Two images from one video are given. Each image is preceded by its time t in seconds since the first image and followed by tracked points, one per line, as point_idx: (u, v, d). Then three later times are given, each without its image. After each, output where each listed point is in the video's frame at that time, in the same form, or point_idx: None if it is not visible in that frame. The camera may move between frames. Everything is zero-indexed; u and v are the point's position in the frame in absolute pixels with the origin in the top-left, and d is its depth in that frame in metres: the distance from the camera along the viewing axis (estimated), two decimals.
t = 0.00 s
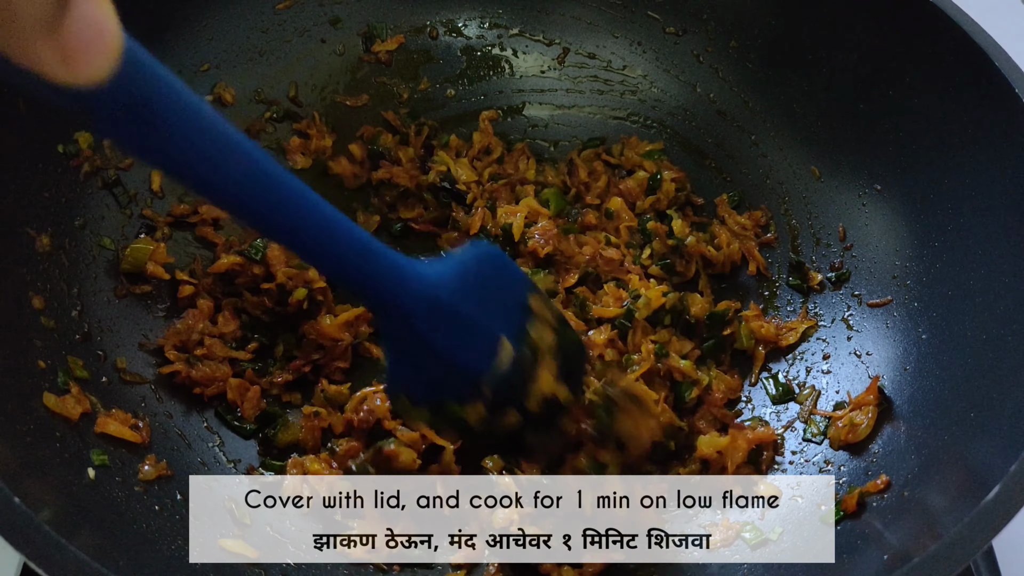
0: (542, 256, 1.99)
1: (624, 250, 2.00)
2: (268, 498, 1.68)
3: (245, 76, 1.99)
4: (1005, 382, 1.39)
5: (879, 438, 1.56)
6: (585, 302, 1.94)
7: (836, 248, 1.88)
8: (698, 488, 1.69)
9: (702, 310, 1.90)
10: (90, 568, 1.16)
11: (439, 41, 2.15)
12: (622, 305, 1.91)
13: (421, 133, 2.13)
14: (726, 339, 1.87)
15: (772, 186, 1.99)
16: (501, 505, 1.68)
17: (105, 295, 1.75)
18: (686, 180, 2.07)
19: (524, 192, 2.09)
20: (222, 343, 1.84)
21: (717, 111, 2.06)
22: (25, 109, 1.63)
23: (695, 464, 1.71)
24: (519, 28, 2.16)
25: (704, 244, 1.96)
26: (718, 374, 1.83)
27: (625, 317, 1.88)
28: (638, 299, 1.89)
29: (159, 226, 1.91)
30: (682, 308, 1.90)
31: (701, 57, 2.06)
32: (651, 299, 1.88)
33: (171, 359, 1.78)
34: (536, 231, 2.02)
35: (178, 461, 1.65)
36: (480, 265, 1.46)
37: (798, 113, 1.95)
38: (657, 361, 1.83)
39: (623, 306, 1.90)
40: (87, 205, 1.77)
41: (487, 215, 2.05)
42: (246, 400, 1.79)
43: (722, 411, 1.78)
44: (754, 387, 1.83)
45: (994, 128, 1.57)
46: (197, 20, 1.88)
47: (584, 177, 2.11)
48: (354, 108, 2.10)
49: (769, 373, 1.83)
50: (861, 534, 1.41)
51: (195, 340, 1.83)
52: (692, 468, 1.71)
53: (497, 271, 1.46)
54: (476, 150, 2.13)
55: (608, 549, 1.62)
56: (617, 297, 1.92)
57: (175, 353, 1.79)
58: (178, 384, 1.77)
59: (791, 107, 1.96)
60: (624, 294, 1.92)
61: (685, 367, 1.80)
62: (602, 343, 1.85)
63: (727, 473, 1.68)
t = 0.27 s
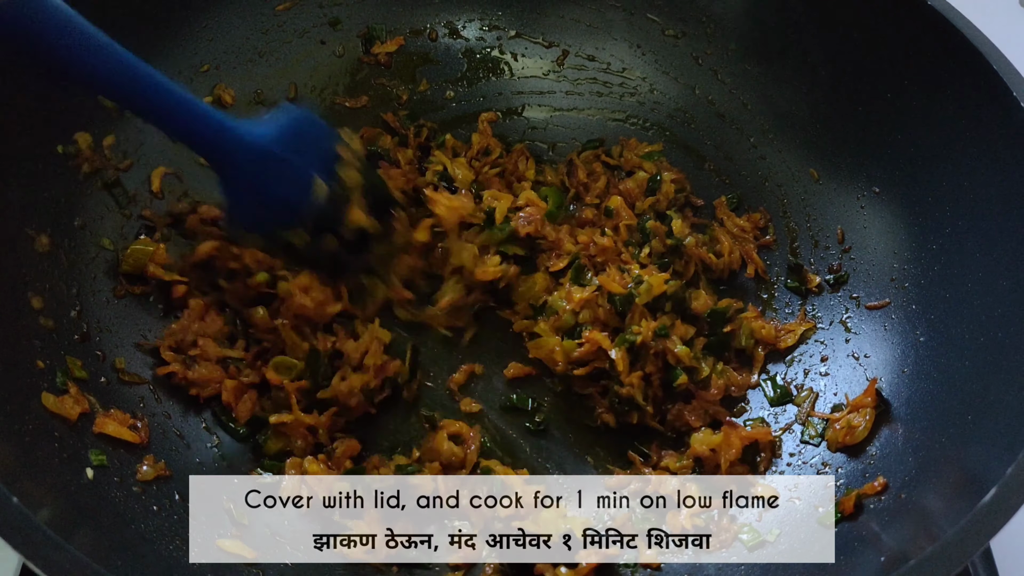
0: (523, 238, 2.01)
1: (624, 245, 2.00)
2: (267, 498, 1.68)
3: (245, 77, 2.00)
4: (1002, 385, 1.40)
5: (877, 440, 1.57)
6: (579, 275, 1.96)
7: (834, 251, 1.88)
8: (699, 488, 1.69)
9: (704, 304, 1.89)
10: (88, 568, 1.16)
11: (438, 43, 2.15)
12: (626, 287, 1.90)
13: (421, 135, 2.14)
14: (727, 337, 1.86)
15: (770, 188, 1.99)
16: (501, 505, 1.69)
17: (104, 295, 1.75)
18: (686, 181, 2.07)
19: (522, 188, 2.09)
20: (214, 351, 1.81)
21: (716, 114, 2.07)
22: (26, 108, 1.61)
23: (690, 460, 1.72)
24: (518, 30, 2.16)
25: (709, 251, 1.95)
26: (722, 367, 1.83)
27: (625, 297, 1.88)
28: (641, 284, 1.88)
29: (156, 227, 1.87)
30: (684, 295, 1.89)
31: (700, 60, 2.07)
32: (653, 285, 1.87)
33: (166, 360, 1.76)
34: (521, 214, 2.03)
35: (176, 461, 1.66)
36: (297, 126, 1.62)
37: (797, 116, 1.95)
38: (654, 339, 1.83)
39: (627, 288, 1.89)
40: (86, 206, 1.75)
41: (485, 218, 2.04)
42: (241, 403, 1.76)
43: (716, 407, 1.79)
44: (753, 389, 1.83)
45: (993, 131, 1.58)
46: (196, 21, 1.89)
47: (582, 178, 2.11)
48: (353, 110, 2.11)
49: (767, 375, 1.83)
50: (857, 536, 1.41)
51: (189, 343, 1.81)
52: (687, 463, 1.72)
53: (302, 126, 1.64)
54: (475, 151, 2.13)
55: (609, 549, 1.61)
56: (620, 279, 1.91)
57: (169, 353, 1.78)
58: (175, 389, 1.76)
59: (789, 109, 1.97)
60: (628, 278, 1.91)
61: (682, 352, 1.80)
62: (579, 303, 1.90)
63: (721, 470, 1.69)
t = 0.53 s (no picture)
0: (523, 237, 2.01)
1: (623, 244, 2.00)
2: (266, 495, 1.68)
3: (245, 75, 2.00)
4: (999, 385, 1.41)
5: (876, 440, 1.57)
6: (577, 275, 1.97)
7: (834, 251, 1.88)
8: (696, 487, 1.68)
9: (703, 305, 1.88)
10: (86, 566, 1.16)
11: (439, 42, 2.15)
12: (625, 287, 1.90)
13: (421, 133, 2.14)
14: (727, 336, 1.86)
15: (770, 189, 1.99)
16: (500, 505, 1.69)
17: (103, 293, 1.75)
18: (686, 182, 2.06)
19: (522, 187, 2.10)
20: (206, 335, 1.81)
21: (715, 114, 2.07)
22: (26, 106, 1.61)
23: (688, 459, 1.71)
24: (518, 29, 2.16)
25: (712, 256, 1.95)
26: (721, 367, 1.83)
27: (624, 296, 1.88)
28: (640, 284, 1.87)
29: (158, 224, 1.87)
30: (681, 295, 1.88)
31: (700, 60, 2.07)
32: (652, 285, 1.86)
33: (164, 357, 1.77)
34: (521, 213, 2.03)
35: (174, 459, 1.66)
36: (228, 223, 1.53)
37: (797, 116, 1.96)
38: (653, 339, 1.83)
39: (626, 288, 1.89)
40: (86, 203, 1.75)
41: (488, 218, 2.06)
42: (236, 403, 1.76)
43: (714, 407, 1.79)
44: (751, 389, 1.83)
45: (993, 133, 1.58)
46: (196, 19, 1.88)
47: (582, 177, 2.11)
48: (353, 109, 2.11)
49: (767, 375, 1.83)
50: (856, 536, 1.42)
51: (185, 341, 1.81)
52: (685, 462, 1.71)
53: (236, 222, 1.54)
54: (474, 149, 2.14)
55: (608, 549, 1.61)
56: (620, 278, 1.91)
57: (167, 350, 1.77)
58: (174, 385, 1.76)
59: (789, 110, 1.97)
60: (628, 277, 1.91)
61: (679, 352, 1.80)
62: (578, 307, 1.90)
63: (718, 469, 1.69)
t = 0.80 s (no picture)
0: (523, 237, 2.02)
1: (622, 244, 2.00)
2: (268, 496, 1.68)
3: (244, 76, 2.00)
4: (1000, 383, 1.41)
5: (876, 438, 1.57)
6: (577, 275, 1.97)
7: (833, 250, 1.88)
8: (697, 485, 1.68)
9: (703, 304, 1.88)
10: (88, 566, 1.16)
11: (438, 42, 2.15)
12: (625, 286, 1.90)
13: (420, 134, 2.14)
14: (727, 335, 1.86)
15: (769, 187, 1.99)
16: (501, 505, 1.69)
17: (103, 294, 1.75)
18: (686, 181, 2.06)
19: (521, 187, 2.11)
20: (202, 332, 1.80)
21: (714, 113, 2.07)
22: (26, 108, 1.61)
23: (689, 458, 1.72)
24: (517, 29, 2.16)
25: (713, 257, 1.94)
26: (721, 366, 1.83)
27: (624, 296, 1.88)
28: (640, 284, 1.88)
29: (158, 226, 1.88)
30: (681, 295, 1.89)
31: (699, 59, 2.07)
32: (652, 285, 1.86)
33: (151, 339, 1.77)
34: (521, 214, 2.03)
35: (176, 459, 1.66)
36: (277, 342, 1.40)
37: (797, 115, 1.96)
38: (653, 338, 1.84)
39: (626, 288, 1.89)
40: (86, 205, 1.75)
41: (487, 218, 2.06)
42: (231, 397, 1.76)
43: (715, 405, 1.79)
44: (752, 387, 1.83)
45: (993, 130, 1.57)
46: (195, 21, 1.88)
47: (582, 177, 2.11)
48: (352, 109, 2.11)
49: (767, 374, 1.83)
50: (856, 533, 1.42)
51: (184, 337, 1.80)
52: (685, 461, 1.71)
53: (287, 343, 1.41)
54: (474, 150, 2.14)
55: (609, 549, 1.60)
56: (620, 278, 1.91)
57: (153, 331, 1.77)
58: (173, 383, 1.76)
59: (788, 109, 1.97)
60: (628, 277, 1.91)
61: (679, 351, 1.81)
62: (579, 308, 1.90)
63: (718, 468, 1.69)
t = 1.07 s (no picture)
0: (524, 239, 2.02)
1: (622, 245, 2.00)
2: (268, 497, 1.68)
3: (244, 78, 2.00)
4: (999, 383, 1.41)
5: (877, 439, 1.57)
6: (577, 276, 1.98)
7: (833, 251, 1.88)
8: (697, 486, 1.69)
9: (703, 305, 1.89)
10: (89, 568, 1.16)
11: (438, 43, 2.15)
12: (625, 288, 1.90)
13: (420, 135, 2.14)
14: (727, 336, 1.87)
15: (769, 188, 1.99)
16: (501, 505, 1.69)
17: (103, 296, 1.76)
18: (686, 182, 2.06)
19: (521, 188, 2.11)
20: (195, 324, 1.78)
21: (714, 114, 2.07)
22: (26, 109, 1.61)
23: (689, 459, 1.72)
24: (517, 30, 2.16)
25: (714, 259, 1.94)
26: (722, 367, 1.83)
27: (624, 298, 1.88)
28: (640, 285, 1.88)
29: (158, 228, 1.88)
30: (682, 296, 1.89)
31: (699, 60, 2.07)
32: (652, 286, 1.87)
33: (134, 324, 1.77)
34: (521, 215, 2.03)
35: (177, 461, 1.66)
36: (234, 206, 1.40)
37: (797, 116, 1.96)
38: (653, 339, 1.84)
39: (626, 288, 1.89)
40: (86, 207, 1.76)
41: (487, 220, 2.06)
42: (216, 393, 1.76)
43: (715, 406, 1.79)
44: (752, 388, 1.83)
45: (992, 131, 1.58)
46: (195, 22, 1.88)
47: (582, 178, 2.11)
48: (352, 111, 2.12)
49: (767, 374, 1.83)
50: (857, 534, 1.42)
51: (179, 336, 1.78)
52: (686, 462, 1.72)
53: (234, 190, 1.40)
54: (474, 151, 2.14)
55: (609, 549, 1.61)
56: (621, 279, 1.91)
57: (137, 316, 1.77)
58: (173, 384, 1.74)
59: (788, 109, 1.97)
60: (628, 278, 1.91)
61: (679, 352, 1.81)
62: (579, 304, 1.91)
63: (719, 468, 1.69)
